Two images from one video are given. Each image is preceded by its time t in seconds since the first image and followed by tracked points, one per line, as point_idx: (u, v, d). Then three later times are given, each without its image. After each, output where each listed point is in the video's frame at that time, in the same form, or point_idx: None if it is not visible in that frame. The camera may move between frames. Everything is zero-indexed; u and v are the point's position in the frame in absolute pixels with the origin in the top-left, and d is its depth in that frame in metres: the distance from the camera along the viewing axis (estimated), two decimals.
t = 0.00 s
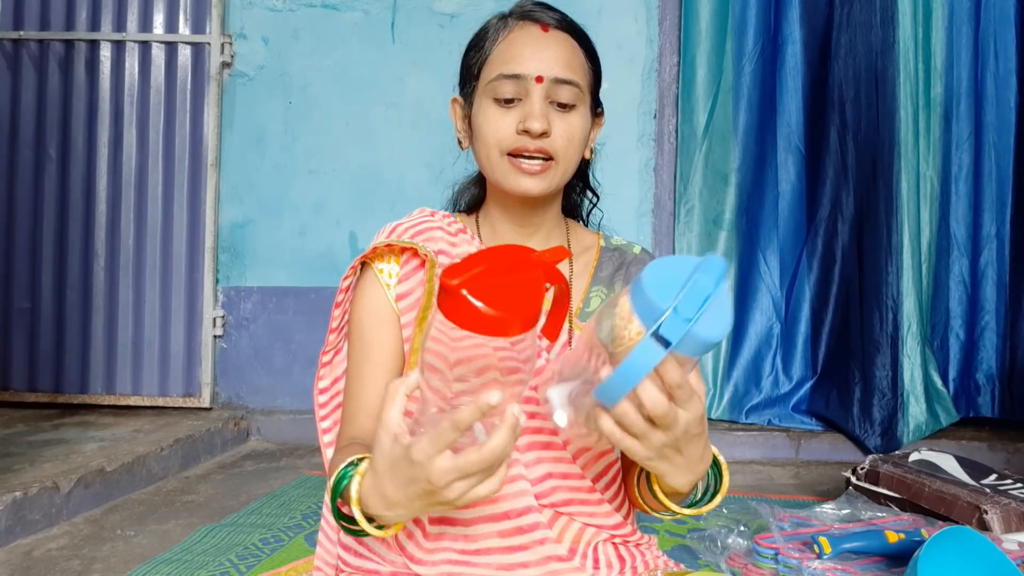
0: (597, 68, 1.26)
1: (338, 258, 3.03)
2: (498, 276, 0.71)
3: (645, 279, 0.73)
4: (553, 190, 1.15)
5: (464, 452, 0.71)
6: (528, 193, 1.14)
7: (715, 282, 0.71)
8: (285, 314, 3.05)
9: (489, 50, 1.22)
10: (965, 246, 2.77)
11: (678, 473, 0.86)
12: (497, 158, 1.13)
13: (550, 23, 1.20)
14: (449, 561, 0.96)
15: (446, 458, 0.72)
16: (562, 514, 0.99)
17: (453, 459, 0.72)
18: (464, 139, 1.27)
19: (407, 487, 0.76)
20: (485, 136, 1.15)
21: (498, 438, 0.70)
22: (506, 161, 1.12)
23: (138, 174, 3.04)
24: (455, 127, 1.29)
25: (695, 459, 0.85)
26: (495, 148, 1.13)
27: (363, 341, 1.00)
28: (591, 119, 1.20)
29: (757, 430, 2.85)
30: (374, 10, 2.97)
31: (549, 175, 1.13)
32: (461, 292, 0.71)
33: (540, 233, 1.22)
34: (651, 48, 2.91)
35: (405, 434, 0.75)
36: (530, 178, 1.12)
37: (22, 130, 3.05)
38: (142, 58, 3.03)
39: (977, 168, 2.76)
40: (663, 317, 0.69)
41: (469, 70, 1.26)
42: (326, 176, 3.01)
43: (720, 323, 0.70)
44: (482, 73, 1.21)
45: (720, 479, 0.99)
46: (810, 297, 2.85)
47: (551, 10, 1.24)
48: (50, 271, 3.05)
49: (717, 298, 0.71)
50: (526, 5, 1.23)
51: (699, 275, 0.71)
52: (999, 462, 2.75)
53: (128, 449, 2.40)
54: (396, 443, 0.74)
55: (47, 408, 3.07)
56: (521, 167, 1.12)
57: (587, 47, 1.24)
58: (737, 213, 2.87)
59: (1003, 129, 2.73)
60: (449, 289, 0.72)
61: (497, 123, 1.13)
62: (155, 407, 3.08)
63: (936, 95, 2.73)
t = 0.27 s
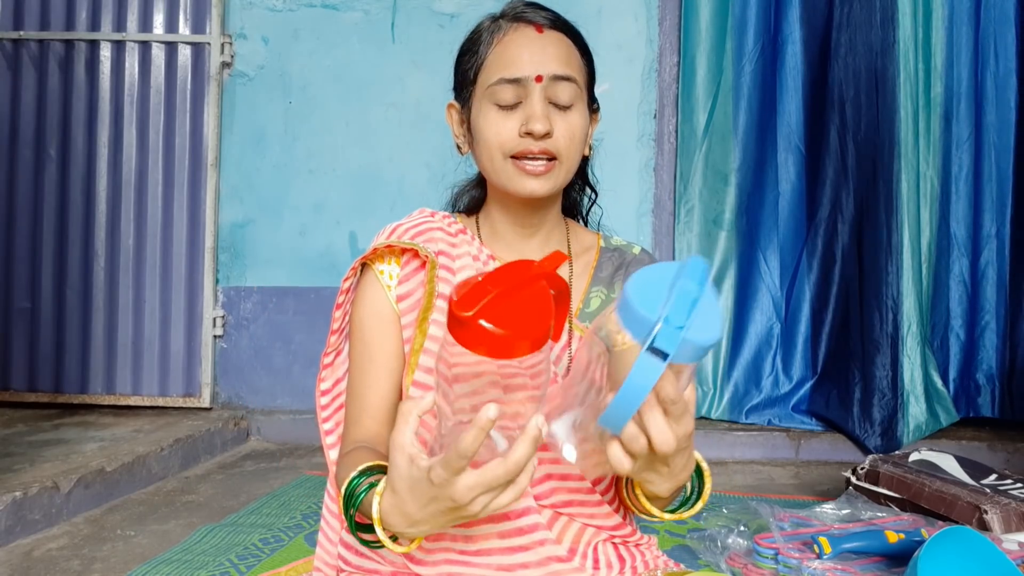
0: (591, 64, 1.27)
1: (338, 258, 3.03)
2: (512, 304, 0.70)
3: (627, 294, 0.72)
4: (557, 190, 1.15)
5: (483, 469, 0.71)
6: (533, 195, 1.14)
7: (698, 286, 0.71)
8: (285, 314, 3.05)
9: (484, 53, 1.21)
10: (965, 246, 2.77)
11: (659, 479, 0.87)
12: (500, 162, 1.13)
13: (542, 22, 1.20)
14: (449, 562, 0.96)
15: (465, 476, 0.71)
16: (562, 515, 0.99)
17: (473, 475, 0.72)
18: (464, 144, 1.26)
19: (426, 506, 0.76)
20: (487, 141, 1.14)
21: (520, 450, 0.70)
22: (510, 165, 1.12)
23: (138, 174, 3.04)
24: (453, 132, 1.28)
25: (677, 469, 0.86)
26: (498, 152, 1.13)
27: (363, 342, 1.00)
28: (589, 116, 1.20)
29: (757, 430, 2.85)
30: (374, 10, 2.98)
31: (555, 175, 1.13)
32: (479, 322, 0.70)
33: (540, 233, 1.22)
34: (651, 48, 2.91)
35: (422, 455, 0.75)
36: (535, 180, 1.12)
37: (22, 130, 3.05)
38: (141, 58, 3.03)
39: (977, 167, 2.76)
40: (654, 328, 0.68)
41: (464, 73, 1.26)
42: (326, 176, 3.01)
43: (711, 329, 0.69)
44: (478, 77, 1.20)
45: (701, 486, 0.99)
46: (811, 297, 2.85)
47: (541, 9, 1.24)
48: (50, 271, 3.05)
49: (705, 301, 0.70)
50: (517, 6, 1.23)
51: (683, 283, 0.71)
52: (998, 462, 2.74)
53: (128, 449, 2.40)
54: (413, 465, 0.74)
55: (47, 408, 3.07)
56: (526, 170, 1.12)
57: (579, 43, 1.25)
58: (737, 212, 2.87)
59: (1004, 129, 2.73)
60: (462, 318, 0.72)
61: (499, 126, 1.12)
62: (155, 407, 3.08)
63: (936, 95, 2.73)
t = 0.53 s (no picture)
0: (580, 60, 1.27)
1: (338, 258, 3.03)
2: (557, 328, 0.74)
3: (595, 318, 0.73)
4: (557, 180, 1.14)
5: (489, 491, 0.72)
6: (532, 187, 1.12)
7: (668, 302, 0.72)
8: (286, 314, 3.05)
9: (472, 54, 1.21)
10: (965, 246, 2.77)
11: (649, 496, 0.87)
12: (497, 156, 1.12)
13: (528, 18, 1.21)
14: (449, 562, 0.95)
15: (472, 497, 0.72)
16: (564, 515, 1.00)
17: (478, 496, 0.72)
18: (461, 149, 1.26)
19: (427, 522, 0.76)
20: (482, 137, 1.14)
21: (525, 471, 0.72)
22: (507, 157, 1.11)
23: (138, 174, 3.04)
24: (450, 139, 1.27)
25: (663, 486, 0.86)
26: (494, 147, 1.12)
27: (361, 339, 1.01)
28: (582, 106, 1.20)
29: (757, 430, 2.85)
30: (374, 10, 2.98)
31: (553, 163, 1.12)
32: (520, 345, 0.73)
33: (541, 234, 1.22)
34: (651, 48, 2.91)
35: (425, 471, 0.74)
36: (533, 170, 1.11)
37: (22, 130, 3.05)
38: (142, 58, 3.03)
39: (977, 167, 2.76)
40: (619, 349, 0.69)
41: (455, 78, 1.26)
42: (326, 176, 3.01)
43: (676, 345, 0.70)
44: (469, 78, 1.20)
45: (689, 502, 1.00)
46: (811, 297, 2.85)
47: (524, 10, 1.25)
48: (50, 271, 3.05)
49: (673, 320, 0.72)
50: (502, 7, 1.24)
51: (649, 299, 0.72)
52: (999, 462, 2.74)
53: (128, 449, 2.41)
54: (416, 480, 0.73)
55: (47, 408, 3.07)
56: (523, 160, 1.11)
57: (568, 41, 1.25)
58: (737, 212, 2.87)
59: (1004, 128, 2.73)
60: (502, 339, 0.74)
61: (493, 119, 1.12)
62: (155, 407, 3.08)
63: (936, 95, 2.73)
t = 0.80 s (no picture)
0: (580, 60, 1.27)
1: (338, 258, 3.03)
2: (558, 359, 0.75)
3: (588, 329, 0.76)
4: (555, 183, 1.14)
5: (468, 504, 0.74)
6: (530, 190, 1.12)
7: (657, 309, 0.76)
8: (286, 314, 3.05)
9: (472, 54, 1.21)
10: (966, 246, 2.77)
11: (655, 502, 0.87)
12: (496, 159, 1.12)
13: (527, 19, 1.21)
14: (449, 564, 0.95)
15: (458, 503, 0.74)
16: (564, 516, 1.00)
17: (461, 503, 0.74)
18: (460, 149, 1.26)
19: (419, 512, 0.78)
20: (481, 139, 1.14)
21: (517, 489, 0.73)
22: (506, 161, 1.12)
23: (138, 174, 3.04)
24: (448, 138, 1.27)
25: (668, 492, 0.87)
26: (493, 149, 1.12)
27: (360, 342, 1.01)
28: (581, 108, 1.20)
29: (757, 430, 2.85)
30: (374, 10, 2.98)
31: (551, 166, 1.12)
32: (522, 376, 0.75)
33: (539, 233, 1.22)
34: (651, 48, 2.91)
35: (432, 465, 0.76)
36: (532, 174, 1.11)
37: (22, 130, 3.05)
38: (141, 58, 3.03)
39: (978, 167, 2.75)
40: (607, 352, 0.72)
41: (454, 78, 1.26)
42: (326, 176, 3.01)
43: (664, 349, 0.73)
44: (468, 79, 1.20)
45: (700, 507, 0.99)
46: (811, 296, 2.85)
47: (524, 9, 1.25)
48: (50, 271, 3.05)
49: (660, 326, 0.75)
50: (502, 6, 1.24)
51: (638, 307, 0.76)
52: (999, 462, 2.74)
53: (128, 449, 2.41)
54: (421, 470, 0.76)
55: (47, 408, 3.07)
56: (521, 163, 1.11)
57: (567, 40, 1.25)
58: (737, 212, 2.87)
59: (1005, 129, 2.73)
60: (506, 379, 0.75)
61: (491, 122, 1.12)
62: (155, 407, 3.08)
63: (936, 95, 2.72)
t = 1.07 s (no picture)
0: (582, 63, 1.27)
1: (338, 258, 3.03)
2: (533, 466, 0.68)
3: (553, 430, 0.73)
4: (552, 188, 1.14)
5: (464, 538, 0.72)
6: (527, 195, 1.13)
7: (617, 401, 0.72)
8: (285, 314, 3.05)
9: (473, 55, 1.21)
10: (966, 247, 2.78)
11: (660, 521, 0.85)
12: (494, 163, 1.13)
13: (530, 21, 1.21)
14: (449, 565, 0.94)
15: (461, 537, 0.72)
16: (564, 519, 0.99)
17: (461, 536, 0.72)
18: (459, 148, 1.26)
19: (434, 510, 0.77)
20: (480, 142, 1.14)
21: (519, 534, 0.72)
22: (505, 165, 1.12)
23: (138, 174, 3.04)
24: (447, 136, 1.27)
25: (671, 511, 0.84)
26: (492, 154, 1.12)
27: (356, 339, 1.02)
28: (581, 113, 1.20)
29: (757, 430, 2.85)
30: (374, 10, 2.98)
31: (548, 171, 1.12)
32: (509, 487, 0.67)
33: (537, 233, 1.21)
34: (651, 48, 2.91)
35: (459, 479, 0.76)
36: (529, 180, 1.12)
37: (22, 130, 3.05)
38: (142, 58, 3.03)
39: (978, 168, 2.76)
40: (582, 468, 0.70)
41: (455, 76, 1.26)
42: (326, 176, 3.01)
43: (633, 445, 0.71)
44: (468, 79, 1.20)
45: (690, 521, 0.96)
46: (810, 296, 2.86)
47: (527, 9, 1.24)
48: (50, 271, 3.05)
49: (626, 419, 0.72)
50: (505, 6, 1.24)
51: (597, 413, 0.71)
52: (999, 462, 2.75)
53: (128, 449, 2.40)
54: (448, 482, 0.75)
55: (47, 408, 3.07)
56: (519, 169, 1.12)
57: (570, 43, 1.25)
58: (737, 212, 2.87)
59: (1006, 129, 2.73)
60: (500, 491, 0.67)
61: (490, 127, 1.12)
62: (155, 407, 3.08)
63: (937, 95, 2.73)
